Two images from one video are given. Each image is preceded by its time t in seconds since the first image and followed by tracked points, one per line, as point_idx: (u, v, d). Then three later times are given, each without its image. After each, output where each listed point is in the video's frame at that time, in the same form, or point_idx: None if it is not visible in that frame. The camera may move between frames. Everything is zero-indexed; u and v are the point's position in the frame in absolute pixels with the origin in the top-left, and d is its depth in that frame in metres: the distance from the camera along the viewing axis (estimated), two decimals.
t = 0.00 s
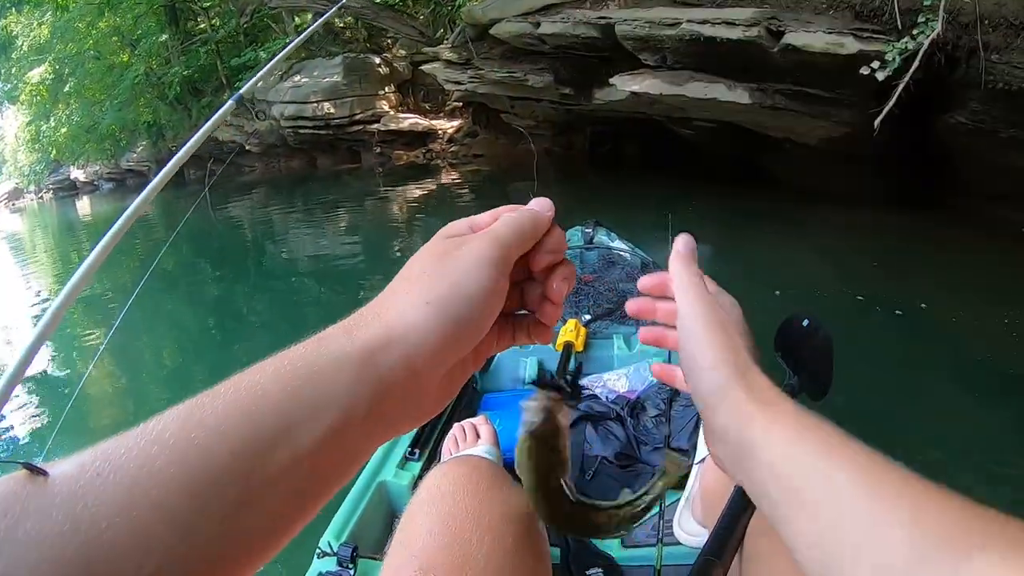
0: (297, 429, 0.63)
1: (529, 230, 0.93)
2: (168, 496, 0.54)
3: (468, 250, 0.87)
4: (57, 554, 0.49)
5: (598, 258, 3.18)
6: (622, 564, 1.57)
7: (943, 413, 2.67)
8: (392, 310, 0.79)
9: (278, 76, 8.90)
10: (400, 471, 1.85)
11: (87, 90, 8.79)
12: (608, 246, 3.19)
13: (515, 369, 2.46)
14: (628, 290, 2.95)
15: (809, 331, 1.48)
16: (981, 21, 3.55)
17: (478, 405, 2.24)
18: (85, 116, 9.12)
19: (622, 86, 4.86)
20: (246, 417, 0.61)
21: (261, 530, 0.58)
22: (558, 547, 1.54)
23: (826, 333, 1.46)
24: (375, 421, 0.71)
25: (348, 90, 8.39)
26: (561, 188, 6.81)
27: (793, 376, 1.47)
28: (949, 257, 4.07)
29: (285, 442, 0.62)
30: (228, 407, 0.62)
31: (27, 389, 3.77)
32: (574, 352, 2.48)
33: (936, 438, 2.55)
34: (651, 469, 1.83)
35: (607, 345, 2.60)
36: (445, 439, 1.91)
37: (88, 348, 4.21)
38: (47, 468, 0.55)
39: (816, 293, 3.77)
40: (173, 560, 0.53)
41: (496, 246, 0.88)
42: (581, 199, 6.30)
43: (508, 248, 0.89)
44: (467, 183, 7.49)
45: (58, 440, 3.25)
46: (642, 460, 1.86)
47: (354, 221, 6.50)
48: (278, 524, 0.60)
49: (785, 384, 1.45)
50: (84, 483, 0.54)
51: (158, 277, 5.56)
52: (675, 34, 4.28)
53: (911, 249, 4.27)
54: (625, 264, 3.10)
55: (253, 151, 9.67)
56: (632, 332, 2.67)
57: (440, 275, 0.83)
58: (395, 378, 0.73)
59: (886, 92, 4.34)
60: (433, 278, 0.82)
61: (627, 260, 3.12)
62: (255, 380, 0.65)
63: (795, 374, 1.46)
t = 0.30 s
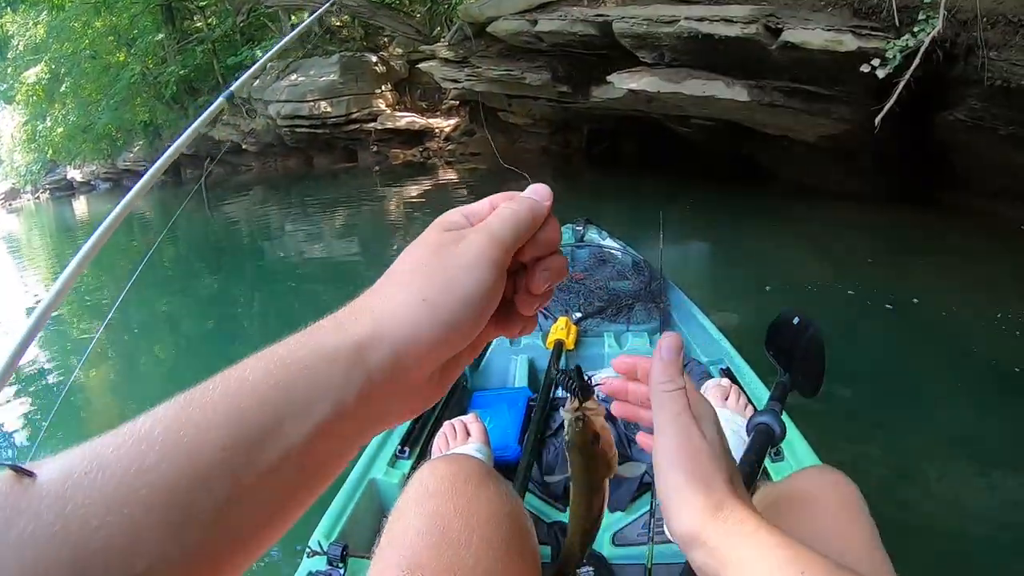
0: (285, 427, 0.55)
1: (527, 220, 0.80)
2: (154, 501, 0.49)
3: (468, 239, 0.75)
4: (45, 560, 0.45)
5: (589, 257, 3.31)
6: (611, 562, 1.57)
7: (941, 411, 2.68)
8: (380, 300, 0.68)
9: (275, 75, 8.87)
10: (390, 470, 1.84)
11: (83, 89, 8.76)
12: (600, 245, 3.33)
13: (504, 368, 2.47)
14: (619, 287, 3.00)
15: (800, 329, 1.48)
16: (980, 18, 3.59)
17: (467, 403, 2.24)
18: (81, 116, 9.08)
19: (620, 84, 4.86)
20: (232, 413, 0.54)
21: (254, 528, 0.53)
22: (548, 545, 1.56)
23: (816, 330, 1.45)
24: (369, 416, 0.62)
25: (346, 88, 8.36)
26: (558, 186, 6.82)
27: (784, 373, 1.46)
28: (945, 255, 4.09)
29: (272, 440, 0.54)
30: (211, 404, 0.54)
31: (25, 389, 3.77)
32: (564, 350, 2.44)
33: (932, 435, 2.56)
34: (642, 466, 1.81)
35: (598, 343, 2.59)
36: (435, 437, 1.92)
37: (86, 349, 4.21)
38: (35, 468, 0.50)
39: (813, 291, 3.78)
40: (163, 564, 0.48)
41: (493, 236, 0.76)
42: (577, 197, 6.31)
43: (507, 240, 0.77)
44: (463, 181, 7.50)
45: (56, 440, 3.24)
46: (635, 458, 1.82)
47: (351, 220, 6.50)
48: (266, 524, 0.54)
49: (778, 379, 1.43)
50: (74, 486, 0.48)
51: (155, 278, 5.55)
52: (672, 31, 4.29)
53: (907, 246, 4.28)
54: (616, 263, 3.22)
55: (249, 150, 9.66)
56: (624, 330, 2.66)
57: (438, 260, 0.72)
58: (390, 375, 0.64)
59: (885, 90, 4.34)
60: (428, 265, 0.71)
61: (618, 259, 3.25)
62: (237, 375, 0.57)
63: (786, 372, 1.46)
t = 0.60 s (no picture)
0: (280, 417, 0.60)
1: (512, 220, 0.86)
2: (146, 495, 0.52)
3: (451, 241, 0.81)
4: (37, 553, 0.47)
5: (582, 255, 3.26)
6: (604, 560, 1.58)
7: (941, 407, 2.69)
8: (368, 298, 0.74)
9: (274, 75, 8.85)
10: (383, 469, 1.83)
11: (82, 90, 8.75)
12: (593, 244, 3.29)
13: (498, 366, 2.47)
14: (613, 285, 2.99)
15: (794, 327, 1.46)
16: (979, 15, 3.61)
17: (461, 403, 2.26)
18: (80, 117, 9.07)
19: (620, 82, 4.85)
20: (223, 408, 0.58)
21: (238, 524, 0.56)
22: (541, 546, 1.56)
23: (811, 328, 1.44)
24: (356, 409, 0.67)
25: (345, 88, 8.36)
26: (557, 185, 6.81)
27: (778, 371, 1.46)
28: (945, 252, 4.09)
29: (261, 435, 0.58)
30: (205, 397, 0.58)
31: (25, 390, 3.76)
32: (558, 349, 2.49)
33: (933, 432, 2.57)
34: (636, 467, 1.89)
35: (592, 342, 2.61)
36: (429, 435, 1.92)
37: (86, 350, 4.21)
38: (21, 465, 0.52)
39: (812, 289, 3.78)
40: (153, 558, 0.51)
41: (478, 236, 0.82)
42: (576, 196, 6.31)
43: (492, 239, 0.83)
44: (462, 180, 7.50)
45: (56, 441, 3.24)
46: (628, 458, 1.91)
47: (350, 219, 6.50)
48: (253, 519, 0.57)
49: (771, 378, 1.44)
50: (67, 481, 0.51)
51: (156, 279, 5.55)
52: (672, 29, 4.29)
53: (907, 244, 4.28)
54: (609, 261, 3.20)
55: (249, 151, 9.64)
56: (616, 329, 2.67)
57: (424, 259, 0.78)
58: (378, 369, 0.69)
59: (885, 87, 4.33)
60: (414, 265, 0.77)
61: (611, 257, 3.22)
62: (230, 371, 0.61)
63: (780, 370, 1.46)
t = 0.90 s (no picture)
0: (279, 415, 0.60)
1: (496, 217, 0.86)
2: (144, 494, 0.51)
3: (442, 233, 0.82)
4: (33, 556, 0.46)
5: (580, 253, 3.27)
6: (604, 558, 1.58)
7: (945, 406, 2.67)
8: (363, 295, 0.74)
9: (276, 75, 8.85)
10: (382, 468, 1.83)
11: (84, 91, 8.76)
12: (590, 242, 3.30)
13: (496, 365, 2.47)
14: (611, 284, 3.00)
15: (793, 324, 1.46)
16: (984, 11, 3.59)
17: (460, 402, 2.25)
18: (82, 117, 9.07)
19: (623, 80, 4.84)
20: (220, 408, 0.57)
21: (238, 525, 0.55)
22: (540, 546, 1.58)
23: (810, 326, 1.44)
24: (354, 407, 0.67)
25: (346, 87, 8.36)
26: (559, 183, 6.81)
27: (777, 368, 1.45)
28: (949, 249, 4.07)
29: (259, 433, 0.58)
30: (201, 396, 0.58)
31: (28, 391, 3.76)
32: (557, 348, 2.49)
33: (937, 430, 2.55)
34: (634, 463, 1.88)
35: (590, 339, 2.61)
36: (428, 433, 1.92)
37: (89, 351, 4.21)
38: (17, 469, 0.50)
39: (816, 287, 3.76)
40: (152, 559, 0.49)
41: (465, 234, 0.82)
42: (579, 194, 6.29)
43: (480, 236, 0.84)
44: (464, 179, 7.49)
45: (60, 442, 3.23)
46: (626, 454, 1.90)
47: (352, 218, 6.50)
48: (253, 519, 0.56)
49: (770, 375, 1.43)
50: (63, 482, 0.49)
51: (158, 279, 5.55)
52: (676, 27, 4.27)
53: (910, 241, 4.26)
54: (607, 260, 3.19)
55: (251, 150, 9.65)
56: (615, 326, 2.66)
57: (414, 258, 0.78)
58: (373, 367, 0.69)
59: (889, 84, 4.31)
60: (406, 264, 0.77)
61: (609, 255, 3.22)
62: (225, 370, 0.61)
63: (780, 367, 1.46)
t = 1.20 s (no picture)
0: (281, 412, 0.59)
1: (498, 209, 0.86)
2: (146, 495, 0.50)
3: (443, 225, 0.82)
4: (34, 557, 0.45)
5: (580, 251, 3.23)
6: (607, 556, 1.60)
7: (951, 405, 2.65)
8: (368, 288, 0.73)
9: (279, 73, 8.82)
10: (384, 468, 1.83)
11: (88, 89, 8.78)
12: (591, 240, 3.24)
13: (497, 364, 2.47)
14: (611, 281, 2.98)
15: (794, 321, 1.45)
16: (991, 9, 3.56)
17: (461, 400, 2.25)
18: (86, 116, 9.08)
19: (628, 77, 4.82)
20: (223, 406, 0.56)
21: (240, 524, 0.54)
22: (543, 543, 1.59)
23: (810, 321, 1.43)
24: (357, 402, 0.66)
25: (350, 85, 8.35)
26: (562, 181, 6.80)
27: (777, 364, 1.45)
28: (956, 249, 4.04)
29: (262, 431, 0.57)
30: (204, 394, 0.57)
31: (33, 389, 3.76)
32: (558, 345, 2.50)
33: (944, 430, 2.54)
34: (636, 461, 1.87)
35: (591, 337, 2.60)
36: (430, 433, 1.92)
37: (93, 349, 4.22)
38: (19, 469, 0.50)
39: (822, 286, 3.74)
40: (154, 557, 0.49)
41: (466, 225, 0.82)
42: (582, 192, 6.28)
43: (482, 228, 0.84)
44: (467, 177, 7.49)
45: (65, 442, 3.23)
46: (629, 452, 1.88)
47: (356, 216, 6.50)
48: (256, 520, 0.56)
49: (771, 371, 1.43)
50: (65, 480, 0.49)
51: (162, 278, 5.56)
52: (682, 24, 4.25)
53: (917, 240, 4.23)
54: (607, 258, 3.17)
55: (255, 148, 9.66)
56: (615, 325, 2.66)
57: (418, 254, 0.78)
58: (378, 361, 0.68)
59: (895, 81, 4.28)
60: (410, 257, 0.77)
61: (610, 254, 3.20)
62: (228, 366, 0.60)
63: (780, 363, 1.45)
